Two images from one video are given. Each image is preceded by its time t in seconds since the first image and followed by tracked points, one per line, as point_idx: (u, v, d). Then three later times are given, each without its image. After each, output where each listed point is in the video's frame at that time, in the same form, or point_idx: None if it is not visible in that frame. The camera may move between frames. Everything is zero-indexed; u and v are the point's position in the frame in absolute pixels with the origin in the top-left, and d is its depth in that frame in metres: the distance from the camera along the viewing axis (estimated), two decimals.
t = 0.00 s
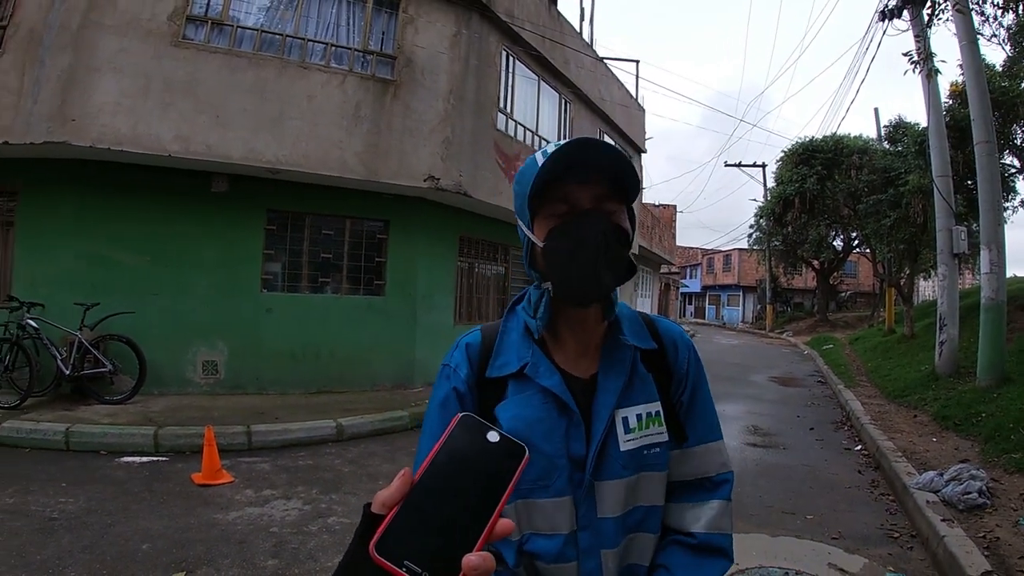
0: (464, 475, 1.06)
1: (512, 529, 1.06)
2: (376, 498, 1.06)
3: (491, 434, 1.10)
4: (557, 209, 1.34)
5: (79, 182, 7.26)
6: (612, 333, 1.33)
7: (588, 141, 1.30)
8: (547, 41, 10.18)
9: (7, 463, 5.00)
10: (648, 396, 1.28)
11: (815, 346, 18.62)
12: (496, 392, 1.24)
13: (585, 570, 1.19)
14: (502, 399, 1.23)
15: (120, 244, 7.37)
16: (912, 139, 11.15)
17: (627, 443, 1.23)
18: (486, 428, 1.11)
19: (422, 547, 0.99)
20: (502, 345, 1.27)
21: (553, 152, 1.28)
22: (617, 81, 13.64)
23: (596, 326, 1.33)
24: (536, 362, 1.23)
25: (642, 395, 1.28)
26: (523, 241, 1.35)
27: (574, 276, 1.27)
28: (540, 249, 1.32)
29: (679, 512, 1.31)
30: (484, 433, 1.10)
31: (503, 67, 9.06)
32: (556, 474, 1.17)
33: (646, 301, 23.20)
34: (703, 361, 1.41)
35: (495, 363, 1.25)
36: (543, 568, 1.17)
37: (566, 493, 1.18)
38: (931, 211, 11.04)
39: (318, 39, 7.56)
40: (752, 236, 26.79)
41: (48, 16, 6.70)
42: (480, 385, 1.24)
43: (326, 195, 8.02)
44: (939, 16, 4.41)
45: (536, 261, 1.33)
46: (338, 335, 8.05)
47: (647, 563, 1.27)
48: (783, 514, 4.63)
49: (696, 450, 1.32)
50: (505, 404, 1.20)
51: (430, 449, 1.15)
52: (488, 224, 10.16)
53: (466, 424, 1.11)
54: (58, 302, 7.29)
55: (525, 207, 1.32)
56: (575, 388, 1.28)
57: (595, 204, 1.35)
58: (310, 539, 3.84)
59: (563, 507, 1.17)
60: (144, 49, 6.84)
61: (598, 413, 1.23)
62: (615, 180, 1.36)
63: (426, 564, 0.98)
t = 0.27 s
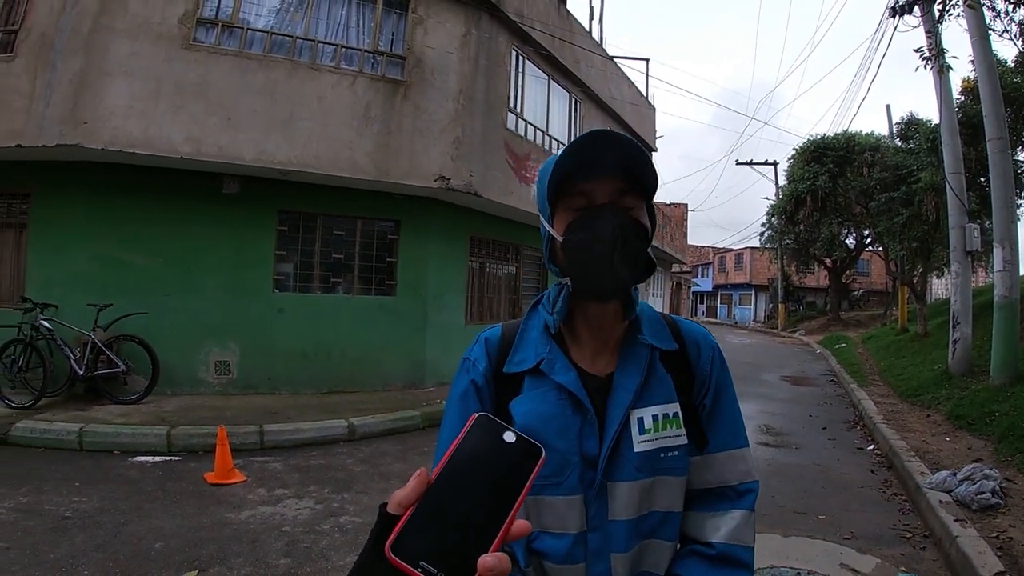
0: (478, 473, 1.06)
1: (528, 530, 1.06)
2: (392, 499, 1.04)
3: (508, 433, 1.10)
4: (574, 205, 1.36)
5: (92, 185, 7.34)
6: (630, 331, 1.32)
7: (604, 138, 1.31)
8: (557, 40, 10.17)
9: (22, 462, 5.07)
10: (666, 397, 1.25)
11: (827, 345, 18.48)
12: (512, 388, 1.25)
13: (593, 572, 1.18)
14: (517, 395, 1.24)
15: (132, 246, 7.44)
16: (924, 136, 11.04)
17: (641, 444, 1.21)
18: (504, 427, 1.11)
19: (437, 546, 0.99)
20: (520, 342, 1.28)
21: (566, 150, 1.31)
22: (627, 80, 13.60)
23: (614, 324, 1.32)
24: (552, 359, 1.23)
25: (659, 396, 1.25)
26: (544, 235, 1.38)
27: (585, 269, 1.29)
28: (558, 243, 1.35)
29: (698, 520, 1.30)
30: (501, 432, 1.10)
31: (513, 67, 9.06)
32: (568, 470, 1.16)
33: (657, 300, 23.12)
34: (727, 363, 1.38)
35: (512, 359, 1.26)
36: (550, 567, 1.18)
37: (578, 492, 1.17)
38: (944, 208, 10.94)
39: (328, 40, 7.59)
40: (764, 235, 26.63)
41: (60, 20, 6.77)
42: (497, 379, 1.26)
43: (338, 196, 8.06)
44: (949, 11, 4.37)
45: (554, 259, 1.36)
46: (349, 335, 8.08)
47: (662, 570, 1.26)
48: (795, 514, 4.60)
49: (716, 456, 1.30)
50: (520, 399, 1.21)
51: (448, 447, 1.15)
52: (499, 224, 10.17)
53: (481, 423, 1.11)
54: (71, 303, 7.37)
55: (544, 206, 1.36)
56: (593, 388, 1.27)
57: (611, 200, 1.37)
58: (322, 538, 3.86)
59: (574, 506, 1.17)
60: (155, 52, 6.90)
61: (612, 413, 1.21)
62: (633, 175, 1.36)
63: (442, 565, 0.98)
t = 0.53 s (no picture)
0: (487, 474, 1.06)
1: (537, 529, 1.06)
2: (401, 497, 1.05)
3: (518, 432, 1.09)
4: (599, 209, 1.32)
5: (100, 188, 7.39)
6: (647, 335, 1.31)
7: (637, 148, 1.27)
8: (563, 41, 10.17)
9: (32, 463, 5.11)
10: (683, 403, 1.26)
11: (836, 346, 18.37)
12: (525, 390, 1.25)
13: None
14: (530, 398, 1.23)
15: (141, 248, 7.49)
16: (932, 135, 10.97)
17: (656, 452, 1.20)
18: (513, 425, 1.10)
19: (445, 544, 1.00)
20: (534, 343, 1.28)
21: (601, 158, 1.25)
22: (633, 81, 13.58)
23: (631, 330, 1.31)
24: (567, 362, 1.23)
25: (676, 403, 1.25)
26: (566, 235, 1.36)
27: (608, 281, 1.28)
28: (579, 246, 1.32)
29: (712, 529, 1.30)
30: (511, 430, 1.10)
31: (519, 68, 9.06)
32: (582, 478, 1.15)
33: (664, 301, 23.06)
34: (746, 368, 1.38)
35: (526, 361, 1.25)
36: None
37: (591, 501, 1.16)
38: (953, 208, 10.86)
39: (334, 43, 7.61)
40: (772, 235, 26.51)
41: (68, 24, 6.83)
42: (510, 382, 1.25)
43: (346, 198, 8.09)
44: (956, 9, 4.34)
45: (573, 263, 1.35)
46: (357, 337, 8.10)
47: None
48: (804, 515, 4.58)
49: (732, 463, 1.30)
50: (534, 403, 1.20)
51: (457, 447, 1.15)
52: (506, 225, 10.17)
53: (491, 422, 1.11)
54: (80, 305, 7.43)
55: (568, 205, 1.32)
56: (608, 392, 1.27)
57: (640, 209, 1.33)
58: (330, 539, 3.87)
59: (586, 515, 1.16)
60: (162, 55, 6.94)
61: (627, 420, 1.21)
62: (664, 185, 1.32)
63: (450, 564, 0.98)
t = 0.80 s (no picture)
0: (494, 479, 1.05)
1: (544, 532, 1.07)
2: (408, 501, 1.04)
3: (525, 435, 1.09)
4: (627, 222, 1.29)
5: (103, 191, 7.42)
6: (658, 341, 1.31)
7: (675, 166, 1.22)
8: (565, 44, 10.18)
9: (35, 466, 5.13)
10: (694, 411, 1.26)
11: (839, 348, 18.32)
12: (533, 396, 1.24)
13: None
14: (539, 405, 1.22)
15: (144, 251, 7.51)
16: (934, 136, 10.95)
17: (667, 460, 1.20)
18: (520, 429, 1.10)
19: (451, 548, 1.00)
20: (542, 348, 1.27)
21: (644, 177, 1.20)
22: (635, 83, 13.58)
23: (640, 340, 1.31)
24: (577, 368, 1.23)
25: (686, 410, 1.25)
26: (582, 241, 1.33)
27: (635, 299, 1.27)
28: (600, 258, 1.31)
29: (721, 536, 1.30)
30: (518, 434, 1.10)
31: (521, 71, 9.07)
32: (593, 487, 1.15)
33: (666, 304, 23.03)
34: (756, 374, 1.38)
35: (535, 366, 1.25)
36: None
37: (601, 510, 1.16)
38: (955, 209, 10.84)
39: (336, 46, 7.64)
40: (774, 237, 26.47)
41: (72, 28, 6.87)
42: (517, 387, 1.25)
43: (348, 201, 8.10)
44: (958, 10, 4.33)
45: (593, 271, 1.33)
46: (360, 340, 8.11)
47: None
48: (807, 517, 4.56)
49: (741, 470, 1.30)
50: (542, 410, 1.20)
51: (463, 451, 1.15)
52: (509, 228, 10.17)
53: (497, 426, 1.11)
54: (83, 308, 7.44)
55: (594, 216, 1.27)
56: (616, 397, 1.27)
57: (665, 224, 1.30)
58: (332, 542, 3.87)
59: (595, 524, 1.16)
60: (165, 59, 6.97)
61: (638, 428, 1.21)
62: (695, 203, 1.30)
63: (454, 566, 0.98)
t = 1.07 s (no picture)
0: (498, 485, 1.05)
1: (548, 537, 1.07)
2: (412, 506, 1.04)
3: (528, 440, 1.09)
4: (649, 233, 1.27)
5: (102, 193, 7.41)
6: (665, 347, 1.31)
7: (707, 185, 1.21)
8: (563, 46, 10.19)
9: (33, 467, 5.11)
10: (698, 417, 1.26)
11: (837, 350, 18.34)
12: (539, 401, 1.23)
13: None
14: (545, 410, 1.22)
15: (142, 253, 7.50)
16: (932, 139, 10.98)
17: (672, 466, 1.20)
18: (524, 434, 1.10)
19: (456, 554, 1.00)
20: (548, 351, 1.27)
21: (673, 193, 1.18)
22: (633, 85, 13.60)
23: (646, 346, 1.29)
24: (584, 373, 1.22)
25: (691, 416, 1.26)
26: (599, 250, 1.31)
27: (651, 309, 1.25)
28: (618, 269, 1.29)
29: (724, 537, 1.30)
30: (521, 439, 1.10)
31: (520, 73, 9.08)
32: (598, 493, 1.15)
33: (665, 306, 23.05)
34: (761, 378, 1.38)
35: (541, 370, 1.24)
36: None
37: (606, 514, 1.16)
38: (953, 211, 10.86)
39: (335, 48, 7.64)
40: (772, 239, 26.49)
41: (71, 28, 6.86)
42: (523, 391, 1.24)
43: (347, 203, 8.10)
44: (956, 13, 4.34)
45: (607, 279, 1.31)
46: (359, 341, 8.11)
47: None
48: (806, 519, 4.56)
49: (745, 473, 1.31)
50: (548, 415, 1.20)
51: (468, 455, 1.15)
52: (507, 230, 10.18)
53: (502, 430, 1.11)
54: (82, 309, 7.43)
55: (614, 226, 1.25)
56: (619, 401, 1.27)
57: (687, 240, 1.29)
58: (331, 544, 3.86)
59: (600, 529, 1.16)
60: (164, 60, 6.97)
61: (643, 434, 1.21)
62: (716, 220, 1.29)
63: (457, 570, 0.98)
